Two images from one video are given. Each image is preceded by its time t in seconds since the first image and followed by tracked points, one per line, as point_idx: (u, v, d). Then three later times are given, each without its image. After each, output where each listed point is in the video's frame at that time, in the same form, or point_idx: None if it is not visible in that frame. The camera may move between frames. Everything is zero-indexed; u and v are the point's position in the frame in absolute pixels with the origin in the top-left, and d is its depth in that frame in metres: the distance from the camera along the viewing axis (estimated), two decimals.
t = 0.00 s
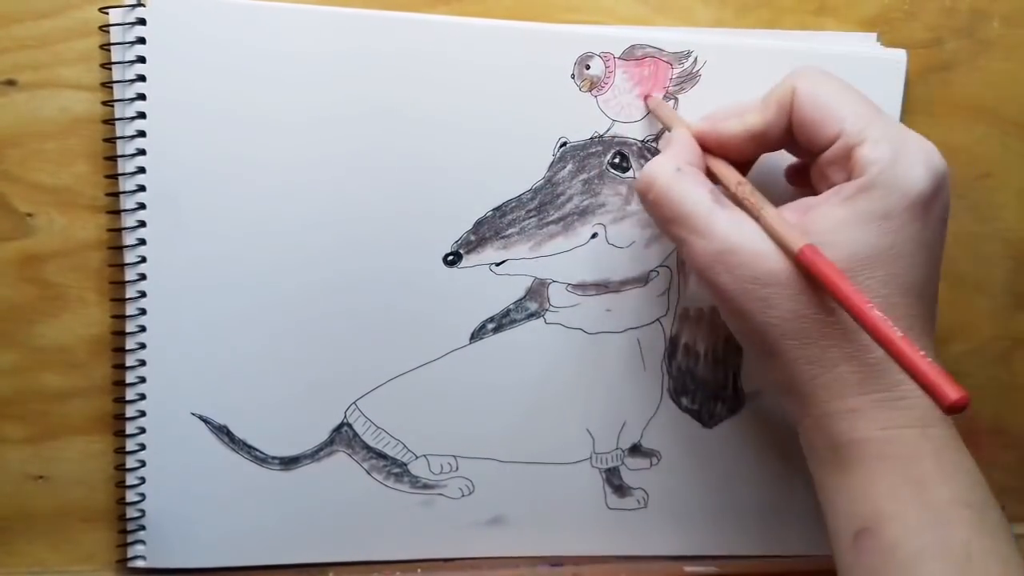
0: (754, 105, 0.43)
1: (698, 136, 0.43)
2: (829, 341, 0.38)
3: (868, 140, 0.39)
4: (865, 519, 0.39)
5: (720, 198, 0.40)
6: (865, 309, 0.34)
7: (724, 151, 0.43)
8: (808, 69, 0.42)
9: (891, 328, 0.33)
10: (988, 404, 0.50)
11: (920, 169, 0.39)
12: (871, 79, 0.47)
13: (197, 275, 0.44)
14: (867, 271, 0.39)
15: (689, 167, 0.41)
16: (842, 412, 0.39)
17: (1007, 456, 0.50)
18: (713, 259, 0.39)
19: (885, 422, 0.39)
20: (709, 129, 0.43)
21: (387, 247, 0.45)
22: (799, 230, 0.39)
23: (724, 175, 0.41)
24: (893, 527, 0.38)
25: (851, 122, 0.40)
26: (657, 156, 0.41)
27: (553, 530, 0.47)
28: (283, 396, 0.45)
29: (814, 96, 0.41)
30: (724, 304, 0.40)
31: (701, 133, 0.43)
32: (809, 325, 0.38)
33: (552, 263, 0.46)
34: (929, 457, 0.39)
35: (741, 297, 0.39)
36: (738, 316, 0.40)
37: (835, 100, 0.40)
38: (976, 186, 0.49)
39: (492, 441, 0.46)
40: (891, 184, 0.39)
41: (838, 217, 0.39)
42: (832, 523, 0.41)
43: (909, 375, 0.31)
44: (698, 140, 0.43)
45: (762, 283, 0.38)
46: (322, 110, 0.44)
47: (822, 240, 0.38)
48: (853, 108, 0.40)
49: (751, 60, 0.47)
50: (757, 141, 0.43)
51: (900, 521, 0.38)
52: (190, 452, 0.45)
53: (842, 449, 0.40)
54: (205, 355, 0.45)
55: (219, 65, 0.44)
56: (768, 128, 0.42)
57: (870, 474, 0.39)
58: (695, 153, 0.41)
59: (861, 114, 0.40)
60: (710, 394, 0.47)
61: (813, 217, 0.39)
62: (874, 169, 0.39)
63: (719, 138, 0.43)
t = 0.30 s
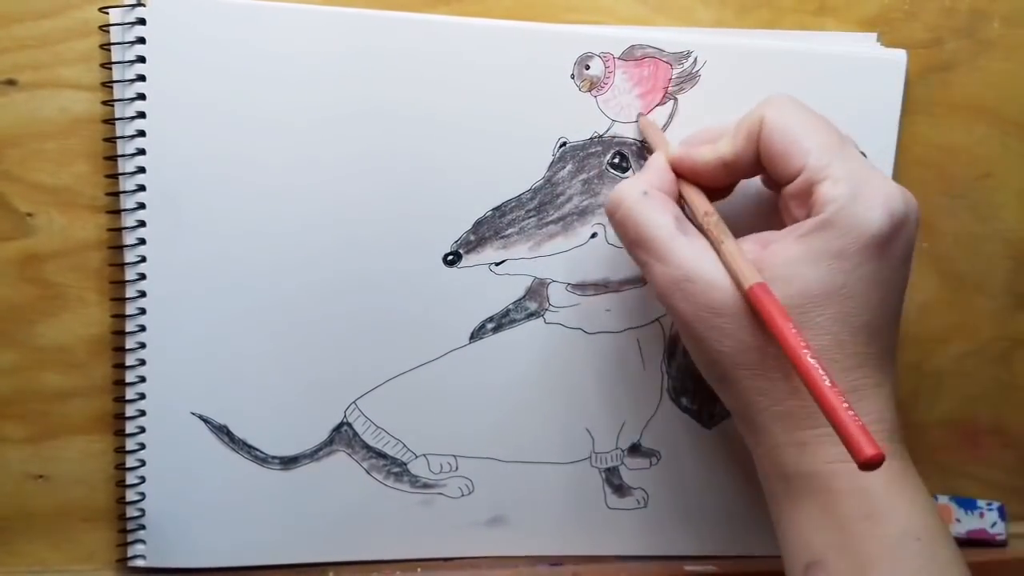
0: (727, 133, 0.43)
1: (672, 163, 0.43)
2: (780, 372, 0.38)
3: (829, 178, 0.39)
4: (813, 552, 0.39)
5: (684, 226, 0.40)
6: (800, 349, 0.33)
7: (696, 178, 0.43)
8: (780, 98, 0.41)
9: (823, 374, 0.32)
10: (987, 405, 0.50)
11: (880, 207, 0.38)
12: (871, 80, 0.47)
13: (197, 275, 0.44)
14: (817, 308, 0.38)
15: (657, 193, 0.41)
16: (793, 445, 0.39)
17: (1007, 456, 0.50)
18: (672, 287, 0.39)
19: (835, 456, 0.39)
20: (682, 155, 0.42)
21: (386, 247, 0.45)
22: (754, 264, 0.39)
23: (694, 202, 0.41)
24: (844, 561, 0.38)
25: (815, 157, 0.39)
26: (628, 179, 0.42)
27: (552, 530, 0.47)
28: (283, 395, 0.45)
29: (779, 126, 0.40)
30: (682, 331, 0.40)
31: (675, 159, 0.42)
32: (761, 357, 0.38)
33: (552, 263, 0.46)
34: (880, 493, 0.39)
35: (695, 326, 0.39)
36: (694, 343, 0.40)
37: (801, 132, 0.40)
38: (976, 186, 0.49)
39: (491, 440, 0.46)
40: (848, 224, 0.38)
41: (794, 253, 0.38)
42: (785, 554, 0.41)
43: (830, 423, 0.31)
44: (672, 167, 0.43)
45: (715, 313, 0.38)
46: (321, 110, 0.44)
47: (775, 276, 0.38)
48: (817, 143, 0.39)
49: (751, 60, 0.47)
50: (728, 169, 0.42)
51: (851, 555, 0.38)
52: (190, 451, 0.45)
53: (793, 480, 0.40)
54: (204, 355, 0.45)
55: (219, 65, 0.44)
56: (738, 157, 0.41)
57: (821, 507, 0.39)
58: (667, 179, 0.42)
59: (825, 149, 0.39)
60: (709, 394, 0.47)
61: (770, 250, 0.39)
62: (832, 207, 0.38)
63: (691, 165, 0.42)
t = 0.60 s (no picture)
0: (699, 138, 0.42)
1: (645, 168, 0.42)
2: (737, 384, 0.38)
3: (791, 191, 0.38)
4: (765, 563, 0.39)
5: (654, 232, 0.40)
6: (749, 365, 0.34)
7: (668, 181, 0.42)
8: (751, 104, 0.40)
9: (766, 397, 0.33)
10: (987, 405, 0.50)
11: (842, 222, 0.37)
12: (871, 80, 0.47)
13: (196, 276, 0.44)
14: (776, 323, 0.38)
15: (627, 199, 0.41)
16: (749, 456, 0.39)
17: (1007, 457, 0.50)
18: (637, 294, 0.39)
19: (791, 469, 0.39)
20: (654, 160, 0.41)
21: (385, 247, 0.45)
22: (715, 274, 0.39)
23: (665, 207, 0.41)
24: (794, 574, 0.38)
25: (779, 168, 0.38)
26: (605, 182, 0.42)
27: (551, 531, 0.47)
28: (283, 396, 0.45)
29: (745, 135, 0.39)
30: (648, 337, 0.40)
31: (646, 161, 0.42)
32: (718, 369, 0.38)
33: (551, 264, 0.46)
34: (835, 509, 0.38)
35: (658, 333, 0.39)
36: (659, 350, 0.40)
37: (766, 141, 0.39)
38: (976, 187, 0.49)
39: (489, 442, 0.46)
40: (806, 239, 0.37)
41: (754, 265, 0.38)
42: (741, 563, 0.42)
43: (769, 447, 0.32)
44: (644, 172, 0.42)
45: (676, 323, 0.38)
46: (320, 111, 0.44)
47: (734, 289, 0.38)
48: (781, 154, 0.38)
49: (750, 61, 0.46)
50: (698, 175, 0.41)
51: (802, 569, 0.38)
52: (189, 452, 0.45)
53: (750, 491, 0.40)
54: (203, 356, 0.45)
55: (219, 65, 0.44)
56: (706, 165, 0.41)
57: (775, 518, 0.39)
58: (639, 183, 0.41)
59: (790, 160, 0.38)
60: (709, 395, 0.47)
61: (731, 261, 0.38)
62: (792, 222, 0.37)
63: (663, 170, 0.41)
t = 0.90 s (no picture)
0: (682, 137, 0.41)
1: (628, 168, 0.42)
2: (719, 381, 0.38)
3: (773, 187, 0.37)
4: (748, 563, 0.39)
5: (634, 231, 0.40)
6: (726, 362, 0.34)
7: (652, 182, 0.42)
8: (732, 101, 0.40)
9: (741, 396, 0.33)
10: (987, 404, 0.50)
11: (824, 217, 0.37)
12: (870, 79, 0.47)
13: (196, 276, 0.44)
14: (759, 320, 0.37)
15: (610, 198, 0.41)
16: (732, 454, 0.39)
17: (1007, 456, 0.50)
18: (618, 293, 0.39)
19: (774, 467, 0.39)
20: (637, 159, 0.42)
21: (385, 247, 0.45)
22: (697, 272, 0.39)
23: (647, 207, 0.41)
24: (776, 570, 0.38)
25: (761, 164, 0.38)
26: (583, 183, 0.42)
27: (550, 531, 0.47)
28: (283, 395, 0.45)
29: (726, 132, 0.39)
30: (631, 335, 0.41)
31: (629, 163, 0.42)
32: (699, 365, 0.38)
33: (550, 263, 0.46)
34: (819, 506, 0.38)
35: (639, 330, 0.39)
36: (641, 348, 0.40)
37: (748, 138, 0.38)
38: (976, 186, 0.49)
39: (488, 441, 0.46)
40: (787, 236, 0.37)
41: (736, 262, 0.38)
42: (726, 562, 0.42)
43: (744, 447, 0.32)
44: (628, 171, 0.42)
45: (656, 321, 0.38)
46: (320, 111, 0.44)
47: (715, 286, 0.38)
48: (763, 150, 0.38)
49: (750, 60, 0.46)
50: (680, 173, 0.41)
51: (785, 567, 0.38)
52: (189, 452, 0.45)
53: (733, 489, 0.40)
54: (203, 356, 0.45)
55: (218, 65, 0.44)
56: (688, 162, 0.41)
57: (758, 516, 0.39)
58: (622, 183, 0.42)
59: (771, 156, 0.38)
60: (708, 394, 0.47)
61: (713, 259, 0.38)
62: (774, 218, 0.37)
63: (645, 170, 0.42)
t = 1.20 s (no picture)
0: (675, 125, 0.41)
1: (620, 157, 0.42)
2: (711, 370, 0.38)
3: (769, 176, 0.37)
4: (737, 555, 0.39)
5: (630, 217, 0.40)
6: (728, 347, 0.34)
7: (644, 171, 0.42)
8: (727, 91, 0.40)
9: (749, 378, 0.33)
10: (987, 405, 0.50)
11: (822, 207, 0.37)
12: (870, 79, 0.47)
13: (195, 276, 0.44)
14: (754, 309, 0.37)
15: (605, 185, 0.41)
16: (723, 444, 0.39)
17: (1007, 456, 0.50)
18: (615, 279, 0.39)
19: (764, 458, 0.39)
20: (630, 147, 0.42)
21: (385, 247, 0.45)
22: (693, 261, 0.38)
23: (641, 195, 0.41)
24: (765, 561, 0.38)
25: (757, 153, 0.38)
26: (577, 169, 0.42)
27: (550, 531, 0.47)
28: (282, 396, 0.45)
29: (720, 122, 0.38)
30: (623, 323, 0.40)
31: (622, 151, 0.42)
32: (695, 354, 0.38)
33: (550, 263, 0.46)
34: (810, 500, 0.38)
35: (635, 318, 0.39)
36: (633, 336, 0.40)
37: (745, 126, 0.38)
38: (976, 186, 0.49)
39: (488, 442, 0.46)
40: (784, 225, 0.37)
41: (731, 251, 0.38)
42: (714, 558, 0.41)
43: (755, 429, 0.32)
44: (621, 160, 0.42)
45: (652, 307, 0.38)
46: (319, 111, 0.44)
47: (711, 274, 0.38)
48: (759, 139, 0.38)
49: (749, 60, 0.46)
50: (674, 163, 0.41)
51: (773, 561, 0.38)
52: (189, 452, 0.45)
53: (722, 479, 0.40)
54: (203, 356, 0.45)
55: (218, 65, 0.44)
56: (682, 152, 0.40)
57: (748, 507, 0.39)
58: (616, 170, 0.42)
59: (766, 146, 0.38)
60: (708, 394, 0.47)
61: (710, 248, 0.38)
62: (770, 208, 0.37)
63: (638, 158, 0.41)
